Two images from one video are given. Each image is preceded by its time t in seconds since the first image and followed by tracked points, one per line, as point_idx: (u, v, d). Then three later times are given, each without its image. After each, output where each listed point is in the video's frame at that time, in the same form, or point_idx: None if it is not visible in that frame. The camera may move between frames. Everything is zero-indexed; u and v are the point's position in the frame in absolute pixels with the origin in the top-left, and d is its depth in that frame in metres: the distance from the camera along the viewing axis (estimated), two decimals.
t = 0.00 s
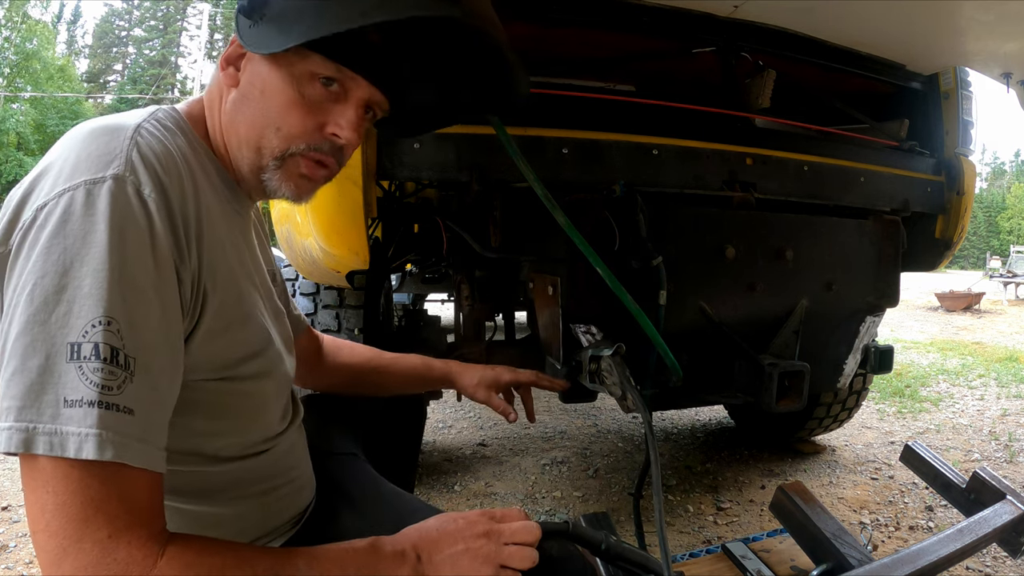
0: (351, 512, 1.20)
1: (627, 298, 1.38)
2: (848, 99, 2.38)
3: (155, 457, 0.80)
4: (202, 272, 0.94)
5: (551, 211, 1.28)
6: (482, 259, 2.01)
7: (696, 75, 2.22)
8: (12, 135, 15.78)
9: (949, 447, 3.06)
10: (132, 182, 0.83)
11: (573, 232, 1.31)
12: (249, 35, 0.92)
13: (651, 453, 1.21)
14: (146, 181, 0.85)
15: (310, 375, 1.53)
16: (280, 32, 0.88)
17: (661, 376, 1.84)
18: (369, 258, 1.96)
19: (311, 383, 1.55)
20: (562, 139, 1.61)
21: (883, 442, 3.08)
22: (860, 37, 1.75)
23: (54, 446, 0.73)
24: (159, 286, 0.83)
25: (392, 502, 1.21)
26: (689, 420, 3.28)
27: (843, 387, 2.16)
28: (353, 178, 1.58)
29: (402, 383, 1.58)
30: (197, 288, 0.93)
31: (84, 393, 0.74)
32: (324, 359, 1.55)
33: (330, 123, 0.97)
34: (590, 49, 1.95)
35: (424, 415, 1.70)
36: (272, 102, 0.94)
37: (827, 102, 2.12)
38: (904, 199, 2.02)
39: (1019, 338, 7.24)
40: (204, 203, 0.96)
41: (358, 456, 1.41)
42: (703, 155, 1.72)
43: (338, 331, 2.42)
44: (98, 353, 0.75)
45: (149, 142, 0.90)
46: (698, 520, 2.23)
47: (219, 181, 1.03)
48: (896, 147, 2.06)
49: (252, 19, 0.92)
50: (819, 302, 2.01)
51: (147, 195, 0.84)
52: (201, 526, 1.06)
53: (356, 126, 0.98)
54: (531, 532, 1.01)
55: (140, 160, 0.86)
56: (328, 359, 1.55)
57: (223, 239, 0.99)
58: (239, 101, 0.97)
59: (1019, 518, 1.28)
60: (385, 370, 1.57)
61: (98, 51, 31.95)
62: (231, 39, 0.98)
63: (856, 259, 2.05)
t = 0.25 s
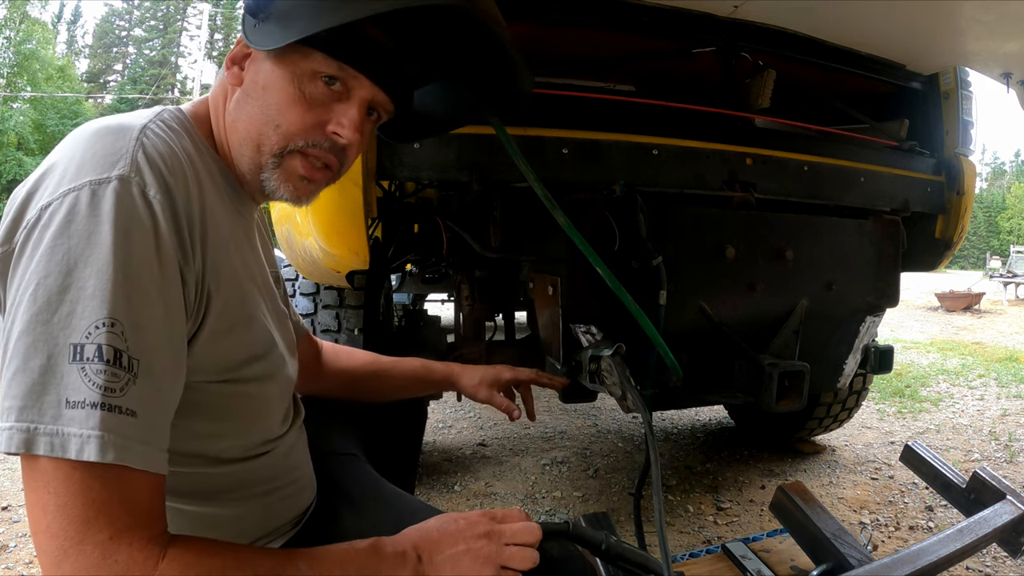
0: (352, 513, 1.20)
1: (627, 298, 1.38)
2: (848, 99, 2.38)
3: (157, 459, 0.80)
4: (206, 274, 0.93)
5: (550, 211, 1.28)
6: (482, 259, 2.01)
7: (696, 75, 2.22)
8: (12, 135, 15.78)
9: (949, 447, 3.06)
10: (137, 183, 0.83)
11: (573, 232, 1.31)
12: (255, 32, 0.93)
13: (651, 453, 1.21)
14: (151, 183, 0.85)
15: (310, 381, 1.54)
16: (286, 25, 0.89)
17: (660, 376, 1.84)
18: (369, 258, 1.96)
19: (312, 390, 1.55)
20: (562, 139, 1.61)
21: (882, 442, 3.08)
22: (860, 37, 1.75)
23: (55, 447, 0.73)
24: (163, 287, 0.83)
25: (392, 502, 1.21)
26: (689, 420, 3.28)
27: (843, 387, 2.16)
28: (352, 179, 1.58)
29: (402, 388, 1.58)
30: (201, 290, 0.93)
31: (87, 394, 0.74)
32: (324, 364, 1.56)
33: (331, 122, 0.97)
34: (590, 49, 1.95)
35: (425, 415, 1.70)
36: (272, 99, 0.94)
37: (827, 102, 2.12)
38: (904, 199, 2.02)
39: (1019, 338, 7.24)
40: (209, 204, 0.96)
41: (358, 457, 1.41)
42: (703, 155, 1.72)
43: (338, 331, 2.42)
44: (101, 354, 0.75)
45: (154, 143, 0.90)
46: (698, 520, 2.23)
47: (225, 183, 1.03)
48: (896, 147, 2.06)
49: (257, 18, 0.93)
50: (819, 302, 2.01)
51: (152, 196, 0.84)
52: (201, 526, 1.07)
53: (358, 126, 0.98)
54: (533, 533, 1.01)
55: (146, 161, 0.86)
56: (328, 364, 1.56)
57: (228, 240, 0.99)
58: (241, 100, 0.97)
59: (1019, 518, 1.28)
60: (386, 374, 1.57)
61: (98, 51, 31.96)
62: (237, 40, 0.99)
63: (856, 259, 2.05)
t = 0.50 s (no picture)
0: (352, 513, 1.20)
1: (627, 298, 1.38)
2: (848, 99, 2.38)
3: (159, 463, 0.80)
4: (209, 277, 0.93)
5: (550, 211, 1.28)
6: (482, 259, 2.01)
7: (696, 75, 2.22)
8: (12, 135, 15.79)
9: (949, 447, 3.06)
10: (141, 186, 0.83)
11: (573, 232, 1.31)
12: (260, 33, 0.92)
13: (651, 453, 1.21)
14: (155, 186, 0.85)
15: (310, 387, 1.54)
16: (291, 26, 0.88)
17: (661, 376, 1.84)
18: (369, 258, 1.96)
19: (313, 396, 1.55)
20: (562, 139, 1.61)
21: (882, 442, 3.08)
22: (860, 37, 1.75)
23: (57, 450, 0.73)
24: (166, 290, 0.83)
25: (392, 502, 1.21)
26: (689, 420, 3.28)
27: (843, 387, 2.16)
28: (352, 179, 1.58)
29: (401, 391, 1.57)
30: (205, 293, 0.93)
31: (89, 398, 0.74)
32: (323, 369, 1.56)
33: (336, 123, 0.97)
34: (590, 50, 1.96)
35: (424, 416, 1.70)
36: (277, 100, 0.94)
37: (827, 102, 2.12)
38: (905, 199, 2.02)
39: (1019, 339, 7.24)
40: (213, 207, 0.96)
41: (359, 457, 1.41)
42: (703, 155, 1.73)
43: (338, 331, 2.42)
44: (104, 358, 0.75)
45: (158, 145, 0.90)
46: (698, 520, 2.23)
47: (228, 185, 1.03)
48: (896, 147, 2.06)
49: (261, 17, 0.92)
50: (819, 302, 2.01)
51: (156, 199, 0.84)
52: (202, 527, 1.06)
53: (362, 126, 0.98)
54: (533, 533, 1.01)
55: (150, 163, 0.86)
56: (327, 370, 1.56)
57: (232, 242, 0.99)
58: (246, 100, 0.97)
59: (1019, 518, 1.28)
60: (385, 377, 1.56)
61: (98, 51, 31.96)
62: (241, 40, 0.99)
63: (856, 260, 2.05)
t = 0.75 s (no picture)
0: (352, 514, 1.20)
1: (627, 298, 1.38)
2: (848, 99, 2.38)
3: (161, 465, 0.80)
4: (210, 278, 0.93)
5: (550, 211, 1.28)
6: (482, 259, 2.01)
7: (696, 75, 2.22)
8: (13, 134, 15.79)
9: (949, 447, 3.06)
10: (142, 187, 0.83)
11: (573, 231, 1.31)
12: (264, 35, 0.92)
13: (651, 453, 1.21)
14: (156, 186, 0.85)
15: (312, 389, 1.54)
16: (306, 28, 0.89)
17: (661, 376, 1.84)
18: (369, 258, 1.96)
19: (315, 398, 1.55)
20: (563, 139, 1.61)
21: (882, 442, 3.08)
22: (860, 37, 1.75)
23: (58, 453, 0.73)
24: (167, 292, 0.83)
25: (393, 503, 1.21)
26: (689, 420, 3.28)
27: (844, 387, 2.16)
28: (352, 179, 1.59)
29: (404, 394, 1.57)
30: (206, 294, 0.93)
31: (90, 401, 0.74)
32: (324, 370, 1.55)
33: (344, 127, 0.97)
34: (590, 49, 1.96)
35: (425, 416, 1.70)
36: (282, 104, 0.94)
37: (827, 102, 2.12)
38: (905, 199, 2.02)
39: (1019, 339, 7.24)
40: (215, 208, 0.96)
41: (359, 458, 1.41)
42: (703, 155, 1.73)
43: (338, 331, 2.42)
44: (104, 360, 0.75)
45: (159, 145, 0.90)
46: (698, 520, 2.23)
47: (230, 184, 1.03)
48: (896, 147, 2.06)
49: (264, 20, 0.92)
50: (819, 302, 2.01)
51: (156, 200, 0.84)
52: (201, 528, 1.07)
53: (369, 130, 0.99)
54: (534, 534, 1.01)
55: (150, 164, 0.86)
56: (327, 372, 1.55)
57: (234, 243, 0.99)
58: (251, 103, 0.96)
59: (1019, 518, 1.28)
60: (387, 380, 1.56)
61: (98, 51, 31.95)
62: (244, 39, 0.98)
63: (856, 260, 2.05)
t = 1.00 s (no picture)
0: (353, 514, 1.20)
1: (627, 299, 1.38)
2: (848, 99, 2.38)
3: (159, 468, 0.80)
4: (207, 280, 0.94)
5: (550, 211, 1.28)
6: (482, 259, 2.01)
7: (696, 75, 2.22)
8: (13, 134, 15.79)
9: (949, 447, 3.06)
10: (136, 189, 0.83)
11: (573, 232, 1.31)
12: (298, 68, 0.88)
13: (651, 453, 1.21)
14: (150, 188, 0.85)
15: (311, 390, 1.53)
16: (337, 69, 0.87)
17: (661, 376, 1.84)
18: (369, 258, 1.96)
19: (314, 398, 1.55)
20: (563, 139, 1.61)
21: (883, 442, 3.08)
22: (860, 37, 1.75)
23: (55, 458, 0.73)
24: (163, 295, 0.83)
25: (393, 504, 1.21)
26: (689, 420, 3.28)
27: (844, 387, 2.16)
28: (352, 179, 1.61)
29: (405, 395, 1.57)
30: (202, 295, 0.93)
31: (86, 406, 0.74)
32: (324, 371, 1.55)
33: (375, 148, 0.98)
34: (590, 49, 1.96)
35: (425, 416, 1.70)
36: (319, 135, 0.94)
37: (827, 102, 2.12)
38: (904, 199, 2.02)
39: (1019, 339, 7.24)
40: (211, 208, 0.96)
41: (360, 458, 1.41)
42: (703, 155, 1.73)
43: (338, 331, 2.42)
44: (100, 364, 0.75)
45: (153, 146, 0.90)
46: (698, 520, 2.23)
47: (226, 184, 1.03)
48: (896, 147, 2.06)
49: (296, 50, 0.88)
50: (819, 302, 2.01)
51: (151, 202, 0.84)
52: (203, 529, 1.07)
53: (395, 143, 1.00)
54: (534, 535, 1.01)
55: (145, 166, 0.86)
56: (328, 372, 1.55)
57: (229, 243, 0.99)
58: (282, 129, 0.95)
59: (1019, 518, 1.28)
60: (387, 381, 1.57)
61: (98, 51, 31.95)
62: (259, 56, 0.92)
63: (856, 260, 2.05)
